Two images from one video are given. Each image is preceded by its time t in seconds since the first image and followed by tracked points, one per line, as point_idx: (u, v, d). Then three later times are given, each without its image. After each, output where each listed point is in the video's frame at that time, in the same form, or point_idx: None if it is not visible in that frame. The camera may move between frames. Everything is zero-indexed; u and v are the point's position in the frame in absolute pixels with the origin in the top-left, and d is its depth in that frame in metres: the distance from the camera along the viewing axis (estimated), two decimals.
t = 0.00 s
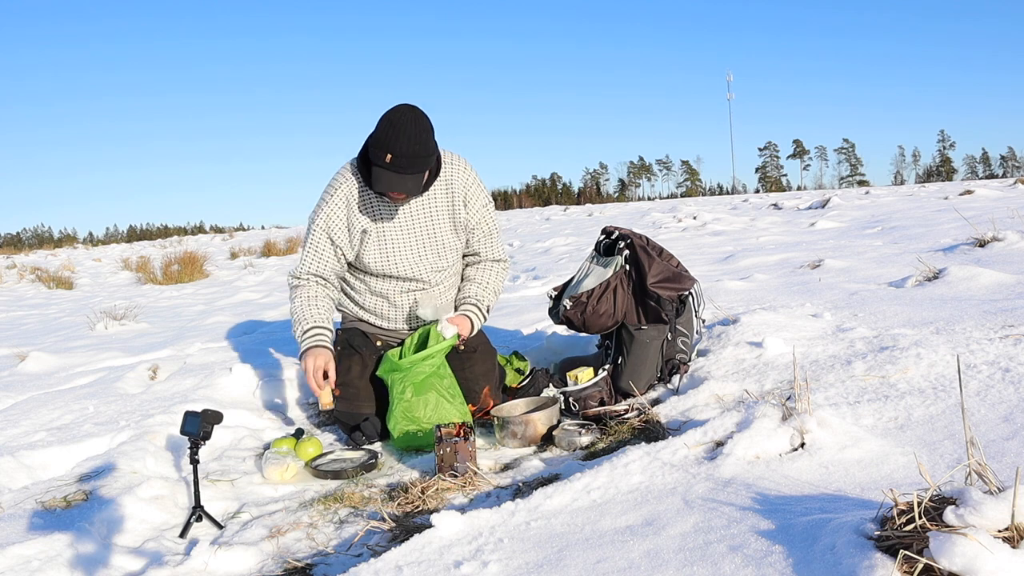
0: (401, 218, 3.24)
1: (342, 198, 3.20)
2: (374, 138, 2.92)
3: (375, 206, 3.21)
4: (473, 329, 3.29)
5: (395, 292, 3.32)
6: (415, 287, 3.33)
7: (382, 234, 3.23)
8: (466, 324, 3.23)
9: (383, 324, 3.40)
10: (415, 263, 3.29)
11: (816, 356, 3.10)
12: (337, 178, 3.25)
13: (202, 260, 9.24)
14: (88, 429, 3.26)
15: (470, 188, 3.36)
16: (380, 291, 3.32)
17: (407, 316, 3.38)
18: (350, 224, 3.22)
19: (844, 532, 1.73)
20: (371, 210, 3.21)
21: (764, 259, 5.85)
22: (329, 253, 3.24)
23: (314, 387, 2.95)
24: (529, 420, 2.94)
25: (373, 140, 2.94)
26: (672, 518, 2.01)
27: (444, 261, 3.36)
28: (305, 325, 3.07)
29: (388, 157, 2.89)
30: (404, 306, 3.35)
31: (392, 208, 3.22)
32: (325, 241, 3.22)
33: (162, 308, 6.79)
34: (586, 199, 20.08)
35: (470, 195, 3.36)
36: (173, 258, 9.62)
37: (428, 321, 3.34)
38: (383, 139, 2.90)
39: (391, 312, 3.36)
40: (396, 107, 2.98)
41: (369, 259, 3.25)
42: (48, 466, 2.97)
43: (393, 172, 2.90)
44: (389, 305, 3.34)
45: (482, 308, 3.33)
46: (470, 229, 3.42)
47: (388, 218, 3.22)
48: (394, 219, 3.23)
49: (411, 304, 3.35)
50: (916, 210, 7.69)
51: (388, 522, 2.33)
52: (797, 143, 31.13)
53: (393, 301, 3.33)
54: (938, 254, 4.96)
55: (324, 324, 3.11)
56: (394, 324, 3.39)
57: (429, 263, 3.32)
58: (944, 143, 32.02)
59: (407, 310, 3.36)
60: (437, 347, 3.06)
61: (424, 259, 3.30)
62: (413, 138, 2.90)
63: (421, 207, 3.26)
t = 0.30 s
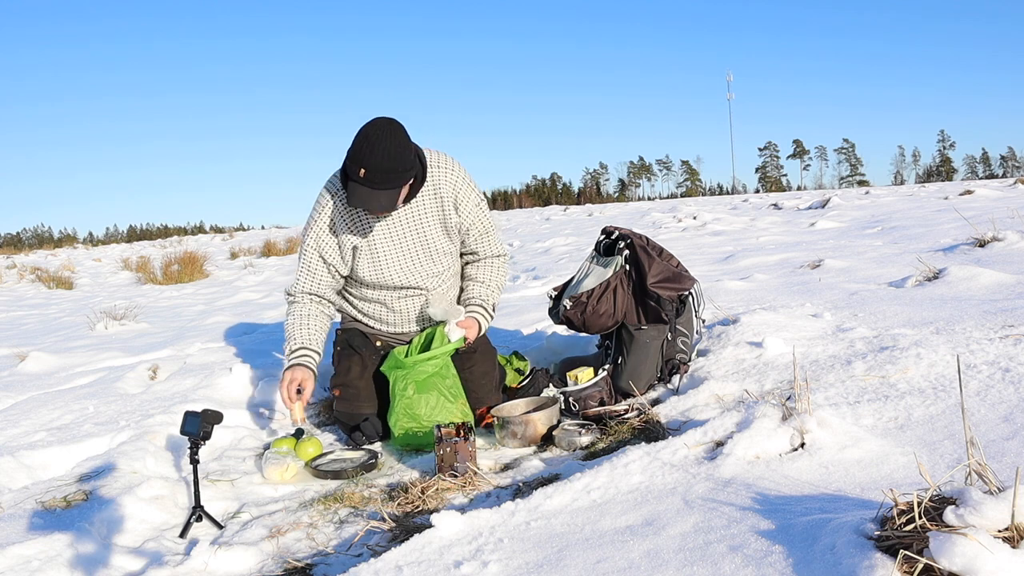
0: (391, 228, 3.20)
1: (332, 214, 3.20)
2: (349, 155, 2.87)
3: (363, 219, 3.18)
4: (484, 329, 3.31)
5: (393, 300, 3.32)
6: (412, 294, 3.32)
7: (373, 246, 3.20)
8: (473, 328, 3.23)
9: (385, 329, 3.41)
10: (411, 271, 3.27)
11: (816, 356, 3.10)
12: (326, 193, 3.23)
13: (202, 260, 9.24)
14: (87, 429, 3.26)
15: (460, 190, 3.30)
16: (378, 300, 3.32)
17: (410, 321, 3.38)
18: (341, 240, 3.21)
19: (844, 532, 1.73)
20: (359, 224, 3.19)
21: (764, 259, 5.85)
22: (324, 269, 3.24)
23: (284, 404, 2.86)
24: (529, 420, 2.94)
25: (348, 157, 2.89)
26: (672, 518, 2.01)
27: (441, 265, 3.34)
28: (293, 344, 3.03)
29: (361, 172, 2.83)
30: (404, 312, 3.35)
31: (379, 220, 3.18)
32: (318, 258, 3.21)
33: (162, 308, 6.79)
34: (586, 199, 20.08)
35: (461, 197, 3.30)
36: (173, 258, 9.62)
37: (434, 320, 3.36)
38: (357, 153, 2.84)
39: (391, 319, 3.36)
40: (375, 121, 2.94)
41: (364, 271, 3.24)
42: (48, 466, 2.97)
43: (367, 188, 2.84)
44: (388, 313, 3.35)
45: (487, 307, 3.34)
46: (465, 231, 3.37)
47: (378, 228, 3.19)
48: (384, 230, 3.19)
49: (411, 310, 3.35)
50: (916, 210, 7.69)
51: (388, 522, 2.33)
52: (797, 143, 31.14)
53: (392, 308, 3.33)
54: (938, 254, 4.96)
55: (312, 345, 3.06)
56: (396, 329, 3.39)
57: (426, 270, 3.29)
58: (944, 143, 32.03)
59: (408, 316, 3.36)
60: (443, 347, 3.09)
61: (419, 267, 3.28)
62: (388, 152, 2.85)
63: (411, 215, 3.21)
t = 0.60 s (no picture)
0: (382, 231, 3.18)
1: (320, 219, 3.17)
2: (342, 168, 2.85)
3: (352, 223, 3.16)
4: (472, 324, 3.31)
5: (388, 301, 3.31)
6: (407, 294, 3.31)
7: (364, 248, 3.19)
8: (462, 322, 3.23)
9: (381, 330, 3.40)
10: (404, 272, 3.26)
11: (816, 356, 3.10)
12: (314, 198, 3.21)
13: (202, 260, 9.24)
14: (87, 429, 3.26)
15: (449, 187, 3.29)
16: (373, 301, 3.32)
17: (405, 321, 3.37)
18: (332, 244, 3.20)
19: (844, 532, 1.73)
20: (349, 228, 3.17)
21: (764, 259, 5.85)
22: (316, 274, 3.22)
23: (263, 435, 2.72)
24: (529, 420, 2.94)
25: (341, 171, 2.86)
26: (672, 518, 2.01)
27: (434, 264, 3.33)
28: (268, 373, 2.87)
29: (358, 185, 2.82)
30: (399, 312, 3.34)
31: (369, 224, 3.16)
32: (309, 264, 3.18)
33: (162, 308, 6.79)
34: (586, 199, 20.07)
35: (450, 195, 3.30)
36: (173, 258, 9.62)
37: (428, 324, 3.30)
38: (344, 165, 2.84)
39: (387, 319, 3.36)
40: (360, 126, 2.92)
41: (357, 274, 3.24)
42: (48, 466, 2.97)
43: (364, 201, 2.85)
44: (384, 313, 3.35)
45: (477, 300, 3.33)
46: (456, 228, 3.37)
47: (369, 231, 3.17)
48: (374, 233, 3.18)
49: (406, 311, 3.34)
50: (916, 210, 7.69)
51: (388, 522, 2.33)
52: (797, 143, 31.15)
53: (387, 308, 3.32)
54: (938, 254, 4.96)
55: (289, 374, 2.88)
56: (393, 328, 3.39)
57: (418, 268, 3.29)
58: (944, 143, 32.05)
59: (402, 316, 3.36)
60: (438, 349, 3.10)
61: (412, 266, 3.27)
62: (376, 161, 2.84)
63: (401, 216, 3.21)
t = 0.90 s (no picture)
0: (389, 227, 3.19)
1: (327, 211, 3.17)
2: (377, 179, 2.84)
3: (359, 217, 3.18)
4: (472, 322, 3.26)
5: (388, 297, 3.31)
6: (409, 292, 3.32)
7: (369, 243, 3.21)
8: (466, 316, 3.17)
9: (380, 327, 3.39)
10: (406, 269, 3.27)
11: (816, 356, 3.10)
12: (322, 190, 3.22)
13: (202, 260, 9.24)
14: (87, 429, 3.26)
15: (458, 188, 3.31)
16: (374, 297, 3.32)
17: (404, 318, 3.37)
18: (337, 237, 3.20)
19: (844, 532, 1.73)
20: (356, 223, 3.19)
21: (764, 259, 5.85)
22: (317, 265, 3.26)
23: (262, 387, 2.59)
24: (529, 420, 2.94)
25: (375, 180, 2.85)
26: (672, 518, 2.01)
27: (437, 263, 3.34)
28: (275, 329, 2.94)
29: (396, 199, 2.85)
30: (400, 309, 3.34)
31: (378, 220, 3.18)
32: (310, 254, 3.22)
33: (161, 308, 6.79)
34: (586, 199, 20.08)
35: (459, 195, 3.31)
36: (173, 258, 9.62)
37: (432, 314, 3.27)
38: (374, 173, 2.84)
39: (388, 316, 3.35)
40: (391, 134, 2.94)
41: (360, 268, 3.24)
42: (48, 466, 2.97)
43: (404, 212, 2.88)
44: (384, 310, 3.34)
45: (479, 298, 3.29)
46: (462, 229, 3.38)
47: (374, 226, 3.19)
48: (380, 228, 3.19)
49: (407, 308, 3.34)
50: (916, 210, 7.69)
51: (388, 522, 2.33)
52: (797, 143, 31.16)
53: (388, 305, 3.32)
54: (938, 254, 4.96)
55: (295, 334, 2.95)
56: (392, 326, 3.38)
57: (422, 267, 3.30)
58: (944, 143, 32.06)
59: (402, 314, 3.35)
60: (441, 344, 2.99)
61: (416, 264, 3.28)
62: (406, 170, 2.83)
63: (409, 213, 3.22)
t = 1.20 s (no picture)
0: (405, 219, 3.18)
1: (344, 198, 3.11)
2: (397, 181, 2.83)
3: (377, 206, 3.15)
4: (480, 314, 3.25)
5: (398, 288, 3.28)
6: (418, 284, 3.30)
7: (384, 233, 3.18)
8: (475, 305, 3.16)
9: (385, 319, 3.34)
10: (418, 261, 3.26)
11: (816, 356, 3.10)
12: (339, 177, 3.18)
13: (202, 260, 9.24)
14: (87, 429, 3.26)
15: (472, 185, 3.33)
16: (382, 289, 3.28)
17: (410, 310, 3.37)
18: (353, 224, 3.15)
19: (844, 532, 1.73)
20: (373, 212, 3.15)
21: (764, 259, 5.85)
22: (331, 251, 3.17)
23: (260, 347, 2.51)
24: (529, 420, 2.94)
25: (395, 182, 2.85)
26: (672, 518, 2.01)
27: (447, 257, 3.33)
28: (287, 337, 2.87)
29: (413, 203, 2.84)
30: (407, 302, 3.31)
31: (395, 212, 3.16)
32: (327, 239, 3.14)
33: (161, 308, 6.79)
34: (586, 199, 20.07)
35: (473, 192, 3.33)
36: (172, 258, 9.62)
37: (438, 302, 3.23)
38: (396, 175, 2.83)
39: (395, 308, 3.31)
40: (417, 138, 2.94)
41: (373, 257, 3.20)
42: (48, 466, 2.97)
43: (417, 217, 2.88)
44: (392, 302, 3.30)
45: (489, 292, 3.28)
46: (473, 227, 3.40)
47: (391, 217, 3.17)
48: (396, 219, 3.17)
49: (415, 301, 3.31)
50: (916, 211, 7.69)
51: (388, 522, 2.33)
52: (797, 143, 31.16)
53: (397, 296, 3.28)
54: (938, 254, 4.96)
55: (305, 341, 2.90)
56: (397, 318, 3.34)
57: (432, 259, 3.29)
58: (944, 143, 32.07)
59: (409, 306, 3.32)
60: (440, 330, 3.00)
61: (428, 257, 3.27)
62: (427, 175, 2.83)
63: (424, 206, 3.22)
